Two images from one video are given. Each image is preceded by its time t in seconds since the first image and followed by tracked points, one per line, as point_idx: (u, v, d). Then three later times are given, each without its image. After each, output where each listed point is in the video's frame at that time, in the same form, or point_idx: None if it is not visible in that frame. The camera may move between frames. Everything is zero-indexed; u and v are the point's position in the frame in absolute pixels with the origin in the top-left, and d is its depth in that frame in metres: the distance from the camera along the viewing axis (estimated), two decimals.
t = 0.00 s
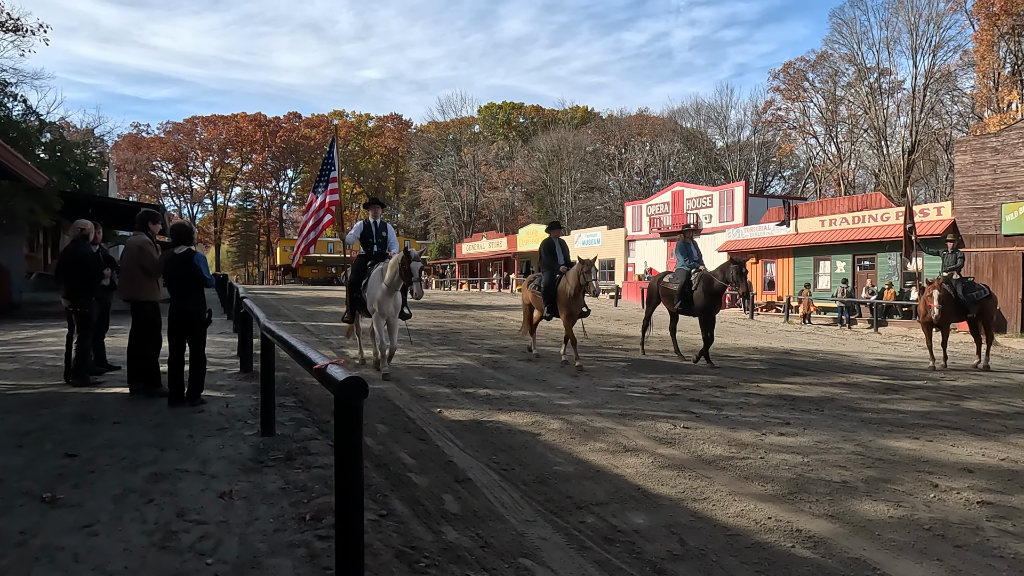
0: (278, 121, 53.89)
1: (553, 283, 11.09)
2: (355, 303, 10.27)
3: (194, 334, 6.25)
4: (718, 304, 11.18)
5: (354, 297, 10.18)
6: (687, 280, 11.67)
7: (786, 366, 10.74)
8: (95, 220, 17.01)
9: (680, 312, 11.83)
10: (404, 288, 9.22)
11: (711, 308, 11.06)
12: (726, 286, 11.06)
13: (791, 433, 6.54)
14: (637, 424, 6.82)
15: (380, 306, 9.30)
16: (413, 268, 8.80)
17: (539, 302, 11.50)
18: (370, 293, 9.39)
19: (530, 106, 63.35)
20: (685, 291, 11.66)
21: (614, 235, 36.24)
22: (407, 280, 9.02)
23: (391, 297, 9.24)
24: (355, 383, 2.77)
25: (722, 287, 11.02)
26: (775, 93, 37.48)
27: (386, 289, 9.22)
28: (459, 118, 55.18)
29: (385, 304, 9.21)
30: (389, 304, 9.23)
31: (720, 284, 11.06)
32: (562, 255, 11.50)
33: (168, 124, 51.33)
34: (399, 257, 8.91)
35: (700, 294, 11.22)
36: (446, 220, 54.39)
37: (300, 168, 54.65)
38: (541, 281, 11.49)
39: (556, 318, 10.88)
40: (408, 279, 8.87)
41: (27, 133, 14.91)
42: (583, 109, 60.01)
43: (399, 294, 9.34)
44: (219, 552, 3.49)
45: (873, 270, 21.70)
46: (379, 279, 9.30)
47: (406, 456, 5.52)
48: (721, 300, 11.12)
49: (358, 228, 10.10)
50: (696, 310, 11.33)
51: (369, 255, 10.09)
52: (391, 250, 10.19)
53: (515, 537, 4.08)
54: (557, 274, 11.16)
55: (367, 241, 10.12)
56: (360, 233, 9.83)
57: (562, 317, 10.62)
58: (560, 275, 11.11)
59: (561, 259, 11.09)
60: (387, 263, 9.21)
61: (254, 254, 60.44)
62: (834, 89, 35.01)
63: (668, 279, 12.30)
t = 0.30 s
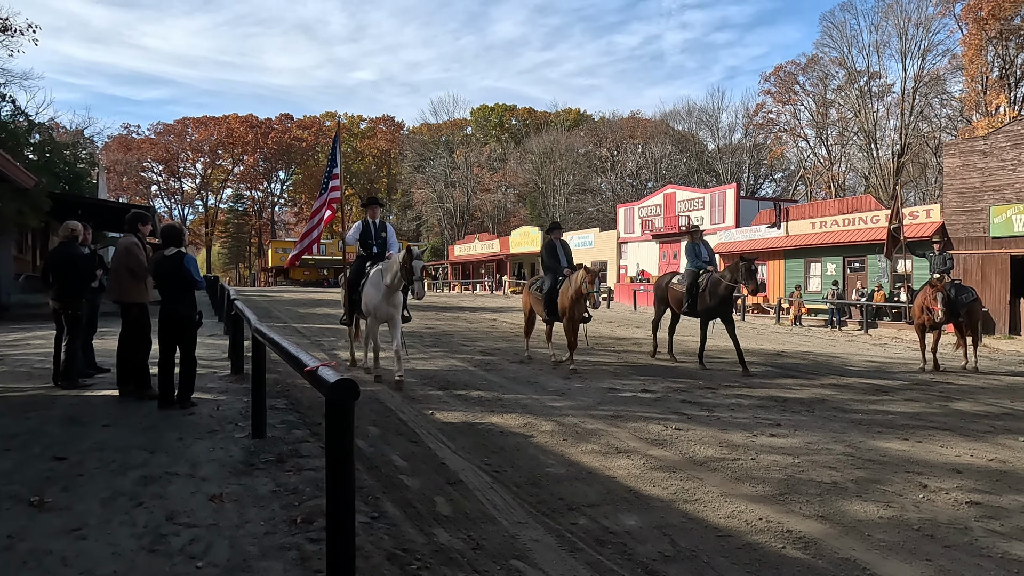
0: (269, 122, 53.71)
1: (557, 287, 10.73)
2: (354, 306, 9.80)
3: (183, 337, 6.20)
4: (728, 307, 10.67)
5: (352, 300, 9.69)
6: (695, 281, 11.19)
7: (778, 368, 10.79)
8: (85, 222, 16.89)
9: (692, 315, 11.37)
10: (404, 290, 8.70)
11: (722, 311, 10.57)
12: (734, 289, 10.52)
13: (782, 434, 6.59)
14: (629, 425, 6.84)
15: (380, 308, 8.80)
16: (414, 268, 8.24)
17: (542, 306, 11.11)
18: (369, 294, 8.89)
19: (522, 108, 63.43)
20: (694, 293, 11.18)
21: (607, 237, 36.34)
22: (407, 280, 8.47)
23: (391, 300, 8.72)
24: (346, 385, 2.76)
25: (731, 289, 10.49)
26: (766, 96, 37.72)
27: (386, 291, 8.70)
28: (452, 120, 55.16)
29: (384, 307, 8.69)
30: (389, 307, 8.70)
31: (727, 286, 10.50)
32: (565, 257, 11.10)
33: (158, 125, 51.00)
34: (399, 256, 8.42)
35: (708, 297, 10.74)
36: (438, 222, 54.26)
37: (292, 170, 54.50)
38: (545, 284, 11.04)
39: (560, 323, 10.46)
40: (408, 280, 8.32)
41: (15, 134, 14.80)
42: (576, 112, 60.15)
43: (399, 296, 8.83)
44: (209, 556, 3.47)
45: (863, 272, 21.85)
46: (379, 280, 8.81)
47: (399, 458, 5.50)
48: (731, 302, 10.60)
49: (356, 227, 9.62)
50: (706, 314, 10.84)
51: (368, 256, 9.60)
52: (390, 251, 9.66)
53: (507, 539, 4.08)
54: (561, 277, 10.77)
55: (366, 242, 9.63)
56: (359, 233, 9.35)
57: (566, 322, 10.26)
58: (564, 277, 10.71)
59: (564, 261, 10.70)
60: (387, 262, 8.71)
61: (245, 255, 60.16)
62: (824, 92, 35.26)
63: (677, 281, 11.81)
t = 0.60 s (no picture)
0: (261, 124, 53.53)
1: (559, 288, 10.51)
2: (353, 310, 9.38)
3: (174, 339, 6.18)
4: (739, 312, 10.44)
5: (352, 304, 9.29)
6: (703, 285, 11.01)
7: (769, 369, 10.86)
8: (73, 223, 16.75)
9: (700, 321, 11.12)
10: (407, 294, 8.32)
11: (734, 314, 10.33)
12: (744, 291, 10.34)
13: (772, 436, 6.62)
14: (620, 427, 6.86)
15: (381, 314, 8.42)
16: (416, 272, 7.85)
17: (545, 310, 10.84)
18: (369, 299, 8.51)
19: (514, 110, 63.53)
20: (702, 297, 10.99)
21: (599, 239, 36.44)
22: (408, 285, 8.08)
23: (393, 305, 8.35)
24: (338, 387, 2.76)
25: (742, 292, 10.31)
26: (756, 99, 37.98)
27: (388, 296, 8.32)
28: (444, 122, 55.17)
29: (387, 312, 8.34)
30: (391, 312, 8.34)
31: (738, 290, 10.37)
32: (568, 259, 10.88)
33: (149, 126, 50.68)
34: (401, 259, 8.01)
35: (719, 301, 10.56)
36: (430, 224, 54.16)
37: (283, 171, 54.42)
38: (548, 286, 10.75)
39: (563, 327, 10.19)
40: (410, 284, 7.92)
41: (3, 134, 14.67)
42: (568, 114, 60.33)
43: (401, 300, 8.45)
44: (199, 559, 3.45)
45: (853, 274, 22.02)
46: (379, 284, 8.42)
47: (390, 460, 5.50)
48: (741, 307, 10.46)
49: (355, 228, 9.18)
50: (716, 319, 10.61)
51: (367, 258, 9.17)
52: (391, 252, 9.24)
53: (499, 541, 4.08)
54: (563, 278, 10.57)
55: (365, 244, 9.21)
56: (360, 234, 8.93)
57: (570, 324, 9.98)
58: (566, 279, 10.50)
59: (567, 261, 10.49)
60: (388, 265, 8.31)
61: (236, 257, 59.88)
62: (814, 96, 35.53)
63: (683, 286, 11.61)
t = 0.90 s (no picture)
0: (251, 124, 53.33)
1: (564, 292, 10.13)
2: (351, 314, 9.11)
3: (164, 341, 6.14)
4: (749, 314, 10.09)
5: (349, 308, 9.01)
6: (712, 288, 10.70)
7: (759, 371, 10.92)
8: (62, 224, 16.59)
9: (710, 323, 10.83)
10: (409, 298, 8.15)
11: (743, 316, 10.03)
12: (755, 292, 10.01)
13: (762, 437, 6.66)
14: (612, 429, 6.88)
15: (382, 318, 8.19)
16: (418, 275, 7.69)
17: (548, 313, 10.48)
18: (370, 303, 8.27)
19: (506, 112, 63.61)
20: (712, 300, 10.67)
21: (591, 241, 36.53)
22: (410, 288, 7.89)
23: (395, 309, 8.17)
24: (330, 390, 2.76)
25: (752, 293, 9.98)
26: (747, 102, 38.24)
27: (389, 300, 8.13)
28: (436, 123, 55.15)
29: (389, 317, 8.12)
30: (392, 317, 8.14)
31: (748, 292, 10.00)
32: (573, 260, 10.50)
33: (138, 126, 50.31)
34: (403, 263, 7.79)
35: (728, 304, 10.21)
36: (422, 225, 52.97)
37: (275, 173, 54.64)
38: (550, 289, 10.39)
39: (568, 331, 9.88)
40: (411, 288, 7.76)
41: None
42: (560, 116, 60.49)
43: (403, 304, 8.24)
44: (189, 563, 3.43)
45: (842, 276, 22.19)
46: (381, 288, 8.19)
47: (381, 463, 5.49)
48: (752, 308, 10.10)
49: (354, 229, 8.95)
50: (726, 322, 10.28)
51: (365, 260, 8.92)
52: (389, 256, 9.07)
53: (490, 543, 4.08)
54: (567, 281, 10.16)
55: (362, 246, 8.94)
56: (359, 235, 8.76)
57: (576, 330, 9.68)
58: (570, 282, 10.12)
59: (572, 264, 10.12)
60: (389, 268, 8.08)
61: (227, 259, 59.55)
62: (804, 99, 35.78)
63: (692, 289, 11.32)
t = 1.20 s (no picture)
0: (241, 125, 53.12)
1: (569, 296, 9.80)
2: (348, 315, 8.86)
3: (154, 343, 6.10)
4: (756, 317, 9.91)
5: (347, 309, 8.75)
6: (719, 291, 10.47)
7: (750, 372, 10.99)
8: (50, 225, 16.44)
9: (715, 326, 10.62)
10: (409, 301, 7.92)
11: (749, 320, 9.86)
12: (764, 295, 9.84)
13: (753, 438, 6.70)
14: (604, 430, 6.90)
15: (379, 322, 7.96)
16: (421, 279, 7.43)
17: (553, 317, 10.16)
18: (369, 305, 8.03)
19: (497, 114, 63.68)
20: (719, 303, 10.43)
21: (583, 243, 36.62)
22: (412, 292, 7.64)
23: (395, 312, 7.94)
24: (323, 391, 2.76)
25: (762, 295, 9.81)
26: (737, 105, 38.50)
27: (389, 303, 7.90)
28: (427, 125, 55.15)
29: (388, 320, 7.89)
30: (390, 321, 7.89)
31: (758, 294, 9.81)
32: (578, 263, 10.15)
33: (127, 126, 49.96)
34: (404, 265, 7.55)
35: (735, 306, 10.03)
36: (414, 228, 53.63)
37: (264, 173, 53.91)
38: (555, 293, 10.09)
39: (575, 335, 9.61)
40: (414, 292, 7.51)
41: None
42: (551, 118, 60.63)
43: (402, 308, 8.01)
44: (179, 565, 3.41)
45: (832, 278, 22.34)
46: (381, 290, 7.94)
47: (373, 464, 5.48)
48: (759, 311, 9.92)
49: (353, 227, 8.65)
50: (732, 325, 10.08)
51: (365, 260, 8.65)
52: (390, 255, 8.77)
53: (483, 545, 4.08)
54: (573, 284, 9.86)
55: (362, 243, 8.65)
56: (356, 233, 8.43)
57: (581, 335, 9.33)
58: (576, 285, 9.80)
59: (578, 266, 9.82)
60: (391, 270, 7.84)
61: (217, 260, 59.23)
62: (794, 102, 36.04)
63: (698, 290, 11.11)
